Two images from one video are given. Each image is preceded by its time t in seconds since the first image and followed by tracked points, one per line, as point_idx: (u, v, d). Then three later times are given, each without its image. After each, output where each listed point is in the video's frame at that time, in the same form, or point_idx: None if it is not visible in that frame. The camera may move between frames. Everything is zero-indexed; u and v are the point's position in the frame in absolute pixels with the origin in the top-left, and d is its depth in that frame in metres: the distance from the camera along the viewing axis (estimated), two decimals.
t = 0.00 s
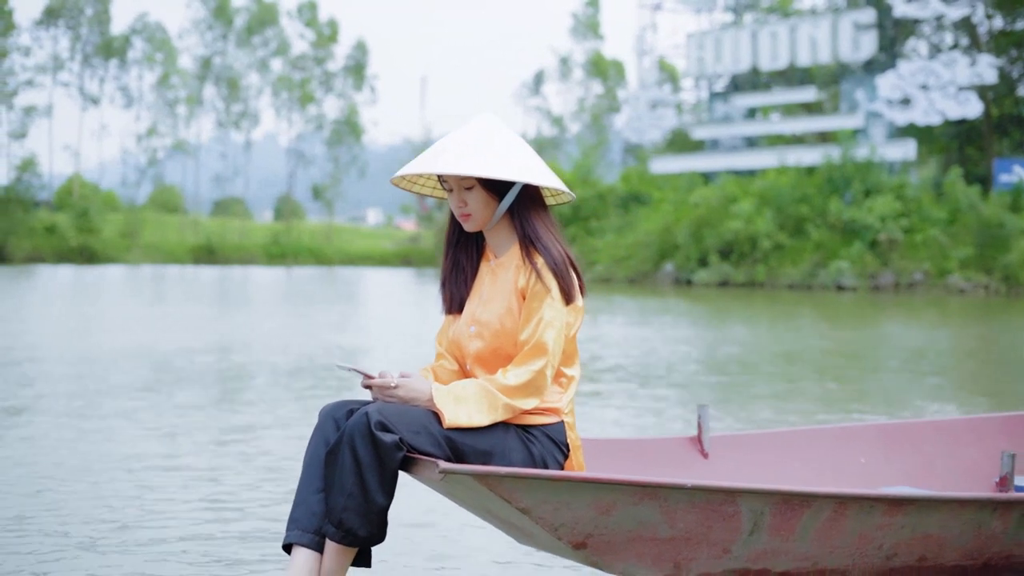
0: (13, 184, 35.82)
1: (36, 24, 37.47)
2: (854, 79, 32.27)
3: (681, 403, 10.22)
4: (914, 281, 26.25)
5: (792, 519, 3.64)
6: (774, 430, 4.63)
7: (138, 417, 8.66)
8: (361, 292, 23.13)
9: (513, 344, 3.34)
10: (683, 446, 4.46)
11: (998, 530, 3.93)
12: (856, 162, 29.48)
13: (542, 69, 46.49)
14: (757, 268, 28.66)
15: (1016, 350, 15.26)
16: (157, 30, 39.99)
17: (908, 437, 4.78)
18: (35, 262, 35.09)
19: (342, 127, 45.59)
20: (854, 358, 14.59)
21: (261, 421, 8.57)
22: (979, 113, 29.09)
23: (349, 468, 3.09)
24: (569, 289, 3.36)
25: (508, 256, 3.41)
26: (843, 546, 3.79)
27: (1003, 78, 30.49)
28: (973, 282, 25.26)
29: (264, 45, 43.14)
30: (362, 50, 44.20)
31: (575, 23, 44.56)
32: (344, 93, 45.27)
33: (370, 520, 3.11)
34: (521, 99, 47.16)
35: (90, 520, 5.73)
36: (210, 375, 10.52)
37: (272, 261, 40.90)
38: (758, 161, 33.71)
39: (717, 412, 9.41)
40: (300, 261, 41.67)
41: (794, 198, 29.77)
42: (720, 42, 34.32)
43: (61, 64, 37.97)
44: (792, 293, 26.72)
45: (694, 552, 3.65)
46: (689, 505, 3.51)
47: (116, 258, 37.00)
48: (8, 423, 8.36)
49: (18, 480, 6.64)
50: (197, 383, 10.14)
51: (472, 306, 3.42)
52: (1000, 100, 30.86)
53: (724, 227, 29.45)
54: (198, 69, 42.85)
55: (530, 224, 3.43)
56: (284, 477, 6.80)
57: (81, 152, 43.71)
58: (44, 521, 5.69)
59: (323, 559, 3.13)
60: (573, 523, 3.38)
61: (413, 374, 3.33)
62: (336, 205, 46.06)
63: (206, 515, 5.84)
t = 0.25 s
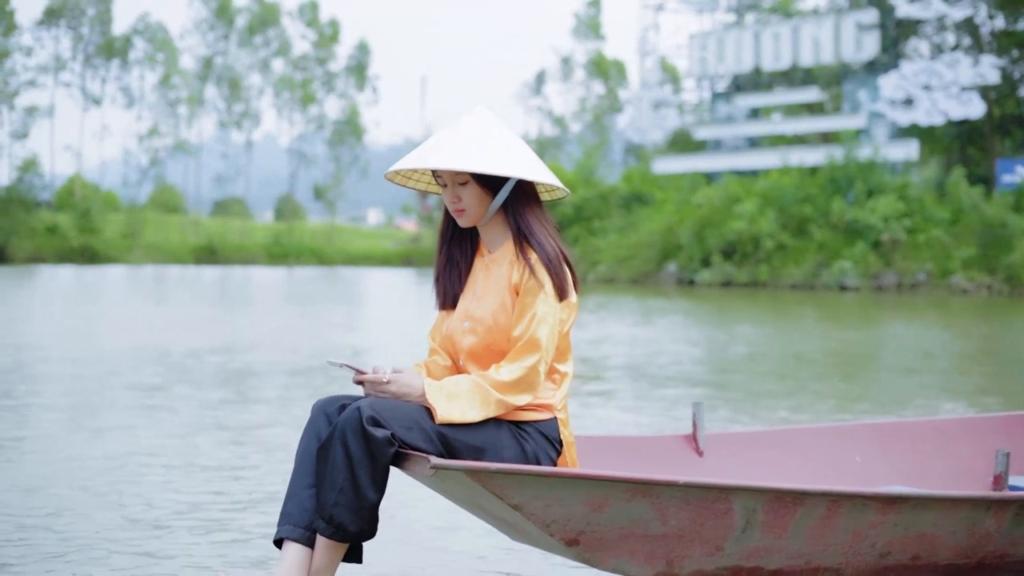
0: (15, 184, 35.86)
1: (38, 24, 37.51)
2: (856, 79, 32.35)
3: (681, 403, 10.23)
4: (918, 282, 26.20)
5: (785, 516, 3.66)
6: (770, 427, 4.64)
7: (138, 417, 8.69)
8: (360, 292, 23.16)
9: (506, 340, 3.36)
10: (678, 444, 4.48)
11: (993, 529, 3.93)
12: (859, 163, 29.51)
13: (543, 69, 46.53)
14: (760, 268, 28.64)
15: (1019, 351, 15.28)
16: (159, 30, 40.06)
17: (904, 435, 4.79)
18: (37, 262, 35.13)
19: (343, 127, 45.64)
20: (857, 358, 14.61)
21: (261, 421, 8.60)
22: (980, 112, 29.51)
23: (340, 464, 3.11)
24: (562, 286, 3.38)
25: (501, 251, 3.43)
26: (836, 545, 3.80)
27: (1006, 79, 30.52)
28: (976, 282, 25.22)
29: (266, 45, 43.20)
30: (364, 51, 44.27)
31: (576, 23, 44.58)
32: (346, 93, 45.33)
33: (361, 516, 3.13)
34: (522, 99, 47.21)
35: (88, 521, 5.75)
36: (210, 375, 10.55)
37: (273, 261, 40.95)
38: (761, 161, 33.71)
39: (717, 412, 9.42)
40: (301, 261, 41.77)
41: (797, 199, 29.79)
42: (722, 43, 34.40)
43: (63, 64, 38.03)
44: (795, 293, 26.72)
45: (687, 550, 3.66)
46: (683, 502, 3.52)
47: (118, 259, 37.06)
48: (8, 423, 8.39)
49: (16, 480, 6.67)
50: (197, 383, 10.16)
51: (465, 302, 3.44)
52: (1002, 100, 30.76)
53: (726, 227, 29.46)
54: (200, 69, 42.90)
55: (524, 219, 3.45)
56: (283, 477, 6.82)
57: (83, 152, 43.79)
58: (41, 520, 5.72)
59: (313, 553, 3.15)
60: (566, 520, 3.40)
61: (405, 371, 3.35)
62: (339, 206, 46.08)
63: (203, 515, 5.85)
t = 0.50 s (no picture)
0: (17, 184, 35.85)
1: (39, 25, 37.56)
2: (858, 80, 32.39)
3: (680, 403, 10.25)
4: (920, 281, 26.13)
5: (780, 515, 3.67)
6: (766, 426, 4.65)
7: (136, 417, 8.70)
8: (360, 292, 23.22)
9: (500, 338, 3.37)
10: (674, 443, 4.50)
11: (988, 529, 3.94)
12: (862, 163, 29.55)
13: (544, 69, 46.57)
14: (762, 268, 28.63)
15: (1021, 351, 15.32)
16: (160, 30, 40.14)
17: (901, 434, 4.80)
18: (39, 262, 35.22)
19: (345, 128, 45.71)
20: (859, 358, 14.64)
21: (261, 421, 8.63)
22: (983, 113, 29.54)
23: (334, 461, 3.12)
24: (557, 284, 3.39)
25: (496, 249, 3.44)
26: (831, 544, 3.81)
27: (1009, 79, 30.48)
28: (978, 283, 25.19)
29: (268, 45, 43.24)
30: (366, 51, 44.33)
31: (578, 24, 44.61)
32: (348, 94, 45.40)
33: (354, 512, 3.15)
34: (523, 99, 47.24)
35: (87, 519, 5.75)
36: (210, 374, 10.58)
37: (275, 261, 41.09)
38: (764, 162, 33.91)
39: (716, 412, 9.44)
40: (302, 262, 41.96)
41: (800, 199, 29.82)
42: (725, 44, 34.53)
43: (65, 64, 38.10)
44: (797, 293, 26.74)
45: (681, 548, 3.67)
46: (677, 501, 3.53)
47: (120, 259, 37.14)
48: (7, 422, 8.41)
49: (15, 478, 6.69)
50: (198, 383, 10.19)
51: (460, 300, 3.45)
52: (1004, 101, 30.45)
53: (729, 227, 29.49)
54: (202, 70, 42.98)
55: (520, 217, 3.46)
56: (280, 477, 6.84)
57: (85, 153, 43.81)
58: (40, 520, 5.73)
59: (307, 550, 3.17)
60: (559, 518, 3.41)
61: (400, 369, 3.36)
62: (341, 206, 46.14)
63: (202, 515, 5.86)
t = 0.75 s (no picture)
0: (19, 184, 35.81)
1: (40, 25, 37.53)
2: (861, 80, 32.39)
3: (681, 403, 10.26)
4: (922, 282, 26.11)
5: (777, 516, 3.67)
6: (766, 427, 4.65)
7: (137, 417, 8.71)
8: (361, 292, 23.24)
9: (498, 337, 3.38)
10: (674, 443, 4.49)
11: (986, 530, 3.94)
12: (864, 163, 29.55)
13: (545, 69, 46.59)
14: (765, 268, 28.59)
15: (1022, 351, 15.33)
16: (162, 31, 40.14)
17: (900, 435, 4.80)
18: (41, 262, 35.24)
19: (347, 128, 45.75)
20: (860, 358, 14.66)
21: (262, 421, 8.63)
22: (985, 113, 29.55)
23: (332, 461, 3.13)
24: (556, 284, 3.39)
25: (495, 249, 3.44)
26: (829, 545, 3.81)
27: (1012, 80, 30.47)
28: (981, 283, 25.17)
29: (270, 45, 43.22)
30: (368, 52, 44.36)
31: (579, 24, 44.63)
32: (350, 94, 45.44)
33: (351, 512, 3.15)
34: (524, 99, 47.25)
35: (84, 520, 5.76)
36: (211, 374, 10.59)
37: (276, 261, 41.20)
38: (766, 164, 33.91)
39: (717, 412, 9.44)
40: (303, 262, 42.10)
41: (802, 199, 29.83)
42: (728, 44, 34.56)
43: (66, 64, 38.10)
44: (800, 292, 26.73)
45: (678, 549, 3.68)
46: (675, 501, 3.54)
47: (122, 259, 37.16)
48: (6, 422, 8.42)
49: (13, 478, 6.69)
50: (199, 383, 10.20)
51: (458, 300, 3.45)
52: (1005, 100, 30.21)
53: (732, 228, 29.50)
54: (203, 70, 42.98)
55: (518, 216, 3.47)
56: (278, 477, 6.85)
57: (87, 153, 43.85)
58: (38, 519, 5.73)
59: (304, 548, 3.18)
60: (556, 518, 3.42)
61: (398, 369, 3.36)
62: (344, 206, 46.17)
63: (200, 515, 5.87)
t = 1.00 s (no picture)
0: (21, 184, 35.86)
1: (42, 25, 37.51)
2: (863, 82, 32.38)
3: (682, 403, 10.25)
4: (925, 282, 26.14)
5: (776, 518, 3.67)
6: (765, 428, 4.65)
7: (139, 417, 8.71)
8: (361, 292, 23.25)
9: (497, 339, 3.37)
10: (673, 445, 4.49)
11: (984, 532, 3.94)
12: (867, 164, 29.56)
13: (546, 69, 46.58)
14: (768, 268, 28.57)
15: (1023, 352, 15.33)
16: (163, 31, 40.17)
17: (899, 436, 4.80)
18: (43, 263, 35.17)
19: (348, 128, 45.73)
20: (860, 358, 14.66)
21: (264, 421, 8.63)
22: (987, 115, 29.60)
23: (330, 461, 3.13)
24: (555, 285, 3.40)
25: (494, 250, 3.44)
26: (827, 546, 3.81)
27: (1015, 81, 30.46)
28: (984, 284, 25.15)
29: (271, 45, 43.18)
30: (369, 53, 44.35)
31: (581, 25, 44.61)
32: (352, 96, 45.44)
33: (349, 514, 3.15)
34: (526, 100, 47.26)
35: (80, 519, 5.75)
36: (213, 374, 10.60)
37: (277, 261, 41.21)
38: (769, 163, 33.76)
39: (719, 412, 9.45)
40: (305, 262, 42.26)
41: (805, 200, 29.85)
42: (730, 45, 34.51)
43: (68, 65, 38.09)
44: (803, 293, 26.71)
45: (676, 550, 3.67)
46: (673, 503, 3.54)
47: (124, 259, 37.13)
48: (5, 422, 8.41)
49: (12, 477, 6.70)
50: (200, 383, 10.22)
51: (457, 301, 3.45)
52: (1007, 101, 30.38)
53: (735, 229, 29.51)
54: (205, 70, 42.99)
55: (517, 218, 3.47)
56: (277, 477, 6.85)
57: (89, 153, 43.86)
58: (34, 519, 5.72)
59: (301, 549, 3.17)
60: (554, 520, 3.41)
61: (396, 370, 3.35)
62: (345, 206, 46.16)
63: (198, 514, 5.86)
